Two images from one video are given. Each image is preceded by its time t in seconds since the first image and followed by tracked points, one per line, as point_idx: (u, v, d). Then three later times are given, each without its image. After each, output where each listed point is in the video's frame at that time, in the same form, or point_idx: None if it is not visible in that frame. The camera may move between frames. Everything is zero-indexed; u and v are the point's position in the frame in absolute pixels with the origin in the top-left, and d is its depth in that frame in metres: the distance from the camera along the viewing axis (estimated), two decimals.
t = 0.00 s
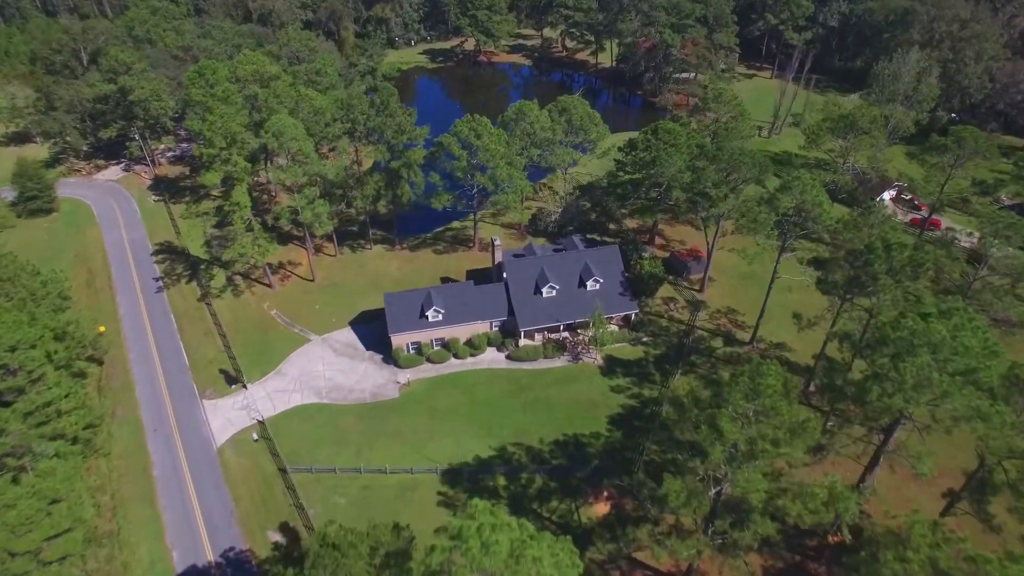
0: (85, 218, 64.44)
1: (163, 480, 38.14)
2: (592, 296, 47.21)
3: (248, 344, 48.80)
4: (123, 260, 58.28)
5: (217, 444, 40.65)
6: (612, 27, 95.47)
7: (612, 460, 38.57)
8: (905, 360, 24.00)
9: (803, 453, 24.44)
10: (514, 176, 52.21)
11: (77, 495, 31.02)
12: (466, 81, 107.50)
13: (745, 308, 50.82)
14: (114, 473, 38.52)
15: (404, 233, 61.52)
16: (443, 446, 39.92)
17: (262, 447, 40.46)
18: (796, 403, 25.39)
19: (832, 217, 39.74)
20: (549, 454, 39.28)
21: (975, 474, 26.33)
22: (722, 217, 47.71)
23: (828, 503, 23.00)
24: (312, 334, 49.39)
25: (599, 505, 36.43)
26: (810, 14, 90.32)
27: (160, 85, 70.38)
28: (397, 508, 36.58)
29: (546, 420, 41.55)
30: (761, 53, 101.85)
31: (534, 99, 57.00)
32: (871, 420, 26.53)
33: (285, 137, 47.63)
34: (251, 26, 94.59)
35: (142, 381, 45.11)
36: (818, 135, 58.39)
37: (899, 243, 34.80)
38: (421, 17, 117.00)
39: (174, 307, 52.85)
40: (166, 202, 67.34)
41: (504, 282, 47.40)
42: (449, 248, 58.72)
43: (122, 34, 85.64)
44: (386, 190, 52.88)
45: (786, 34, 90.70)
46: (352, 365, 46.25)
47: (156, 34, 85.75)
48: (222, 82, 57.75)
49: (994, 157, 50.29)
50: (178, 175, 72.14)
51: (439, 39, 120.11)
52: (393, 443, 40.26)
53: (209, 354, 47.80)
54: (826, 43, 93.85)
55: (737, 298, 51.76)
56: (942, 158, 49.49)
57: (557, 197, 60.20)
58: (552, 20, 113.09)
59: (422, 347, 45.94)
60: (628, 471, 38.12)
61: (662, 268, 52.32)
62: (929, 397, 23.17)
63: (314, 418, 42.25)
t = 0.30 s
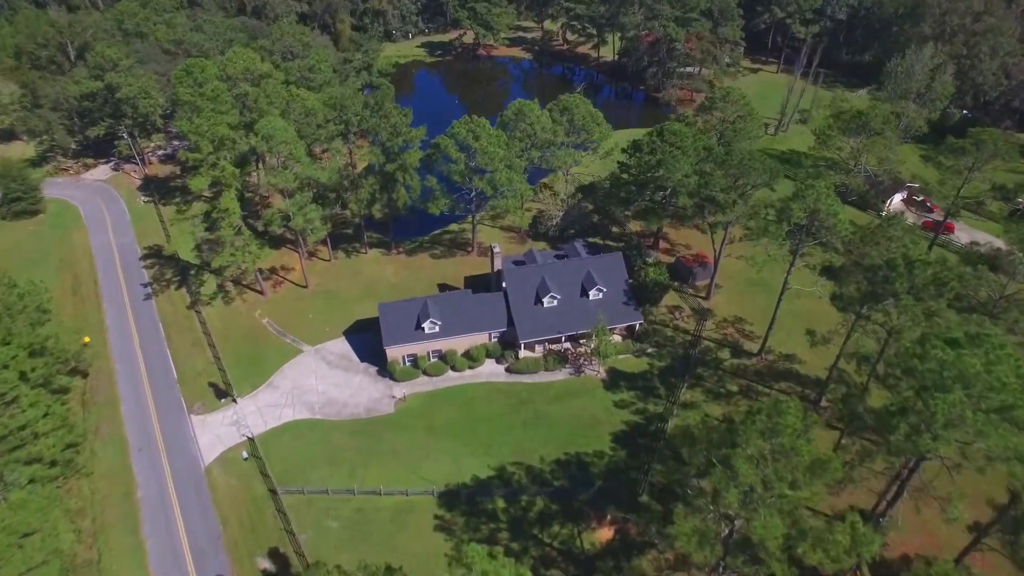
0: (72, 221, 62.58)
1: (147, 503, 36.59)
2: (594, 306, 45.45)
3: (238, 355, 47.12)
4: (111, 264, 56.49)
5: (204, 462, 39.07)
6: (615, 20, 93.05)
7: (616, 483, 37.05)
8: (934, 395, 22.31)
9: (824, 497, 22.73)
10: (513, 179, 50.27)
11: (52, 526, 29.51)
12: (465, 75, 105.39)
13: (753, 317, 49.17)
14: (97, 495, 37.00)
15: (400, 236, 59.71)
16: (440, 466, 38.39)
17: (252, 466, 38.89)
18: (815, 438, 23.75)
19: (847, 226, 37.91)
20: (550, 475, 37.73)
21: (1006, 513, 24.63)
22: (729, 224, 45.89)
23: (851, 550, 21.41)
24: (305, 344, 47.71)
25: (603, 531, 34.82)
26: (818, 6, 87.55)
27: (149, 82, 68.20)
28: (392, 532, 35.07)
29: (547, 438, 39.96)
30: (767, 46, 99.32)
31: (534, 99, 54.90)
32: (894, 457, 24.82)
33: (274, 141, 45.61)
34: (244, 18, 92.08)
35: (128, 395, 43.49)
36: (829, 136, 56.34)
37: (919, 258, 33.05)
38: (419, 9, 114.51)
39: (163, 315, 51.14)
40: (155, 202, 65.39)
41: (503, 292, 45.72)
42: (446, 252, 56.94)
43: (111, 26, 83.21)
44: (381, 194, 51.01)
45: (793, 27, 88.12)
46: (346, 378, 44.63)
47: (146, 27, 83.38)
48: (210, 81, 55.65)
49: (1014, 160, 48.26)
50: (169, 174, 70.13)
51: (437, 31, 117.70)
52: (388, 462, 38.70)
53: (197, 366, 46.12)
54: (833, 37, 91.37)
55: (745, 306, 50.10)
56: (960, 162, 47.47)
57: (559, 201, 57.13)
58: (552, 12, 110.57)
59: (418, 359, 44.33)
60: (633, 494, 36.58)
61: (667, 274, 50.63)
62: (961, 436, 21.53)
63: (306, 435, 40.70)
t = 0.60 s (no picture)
0: (58, 223, 60.63)
1: (130, 528, 34.97)
2: (597, 318, 43.74)
3: (227, 367, 45.38)
4: (98, 269, 54.64)
5: (190, 483, 37.43)
6: (617, 14, 91.26)
7: (620, 507, 35.48)
8: (969, 439, 20.60)
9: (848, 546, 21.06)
10: (513, 184, 48.36)
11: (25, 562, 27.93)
12: (463, 69, 103.00)
13: (761, 327, 47.47)
14: (78, 519, 35.41)
15: (396, 240, 57.88)
16: (437, 487, 36.80)
17: (241, 487, 37.26)
18: (836, 481, 22.14)
19: (864, 238, 36.03)
20: (551, 498, 36.17)
21: None
22: (739, 232, 43.91)
23: None
24: (297, 356, 45.96)
25: (606, 560, 33.26)
26: None
27: (137, 79, 66.05)
28: (387, 560, 33.54)
29: (549, 458, 38.35)
30: (773, 40, 96.99)
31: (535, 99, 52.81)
32: (921, 498, 23.17)
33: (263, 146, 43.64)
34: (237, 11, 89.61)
35: (113, 411, 41.76)
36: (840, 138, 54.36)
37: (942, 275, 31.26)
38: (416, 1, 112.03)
39: (150, 323, 49.36)
40: (144, 204, 63.41)
41: (502, 303, 44.05)
42: (444, 257, 55.12)
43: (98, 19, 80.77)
44: (376, 200, 49.18)
45: (800, 21, 85.55)
46: (339, 393, 42.97)
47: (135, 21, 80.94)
48: (199, 80, 53.53)
49: None
50: (159, 174, 68.09)
51: (436, 24, 115.25)
52: (383, 484, 37.08)
53: (185, 378, 44.39)
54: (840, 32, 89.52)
55: (753, 315, 48.32)
56: (978, 166, 45.54)
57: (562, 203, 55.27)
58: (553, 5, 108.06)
59: (414, 373, 42.67)
60: (638, 518, 35.01)
61: (672, 282, 48.87)
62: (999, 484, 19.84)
63: (297, 454, 39.06)
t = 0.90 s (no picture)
0: (43, 227, 58.69)
1: (111, 557, 33.37)
2: (601, 332, 42.07)
3: (216, 381, 43.65)
4: (83, 277, 52.80)
5: (175, 508, 35.82)
6: (621, 7, 88.91)
7: (625, 536, 33.90)
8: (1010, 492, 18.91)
9: None
10: (513, 191, 46.45)
11: None
12: (462, 63, 100.69)
13: (770, 339, 45.78)
14: (57, 547, 33.83)
15: (392, 245, 56.15)
16: (434, 513, 35.22)
17: (228, 512, 35.65)
18: (862, 534, 20.43)
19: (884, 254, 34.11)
20: (553, 525, 34.60)
21: None
22: (748, 243, 42.00)
23: None
24: (289, 370, 44.30)
25: None
26: None
27: (124, 77, 63.83)
28: None
29: (550, 481, 36.77)
30: (779, 35, 94.75)
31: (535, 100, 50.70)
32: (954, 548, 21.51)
33: (251, 153, 41.62)
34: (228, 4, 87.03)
35: (96, 429, 40.08)
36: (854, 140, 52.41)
37: (969, 297, 29.46)
38: None
39: (137, 334, 47.59)
40: (132, 207, 61.39)
41: (502, 316, 42.30)
42: (441, 263, 53.26)
43: (85, 13, 78.22)
44: (370, 206, 47.29)
45: (808, 15, 83.41)
46: (332, 410, 41.32)
47: (122, 15, 78.37)
48: (186, 80, 51.39)
49: None
50: (147, 174, 65.98)
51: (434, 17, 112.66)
52: (377, 510, 35.52)
53: (172, 394, 42.68)
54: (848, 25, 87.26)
55: (761, 327, 46.65)
56: (999, 171, 43.60)
57: (563, 207, 53.49)
58: None
59: (410, 391, 41.06)
60: (644, 547, 33.45)
61: (677, 292, 47.18)
62: None
63: (288, 476, 37.44)
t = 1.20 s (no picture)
0: (27, 232, 56.64)
1: None
2: (605, 347, 40.36)
3: (204, 398, 41.90)
4: (68, 285, 50.90)
5: (159, 536, 34.18)
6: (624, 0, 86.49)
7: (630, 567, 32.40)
8: None
9: None
10: (513, 198, 44.54)
11: None
12: (460, 57, 98.35)
13: (780, 353, 44.09)
14: None
15: (388, 251, 54.34)
16: (430, 543, 33.64)
17: (215, 541, 34.05)
18: None
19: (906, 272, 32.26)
20: (555, 555, 33.04)
21: None
22: (759, 255, 40.17)
23: None
24: (280, 386, 42.62)
25: None
26: None
27: (110, 75, 61.52)
28: None
29: (552, 507, 35.14)
30: (786, 29, 92.43)
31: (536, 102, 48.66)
32: None
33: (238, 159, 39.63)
34: None
35: (77, 450, 38.35)
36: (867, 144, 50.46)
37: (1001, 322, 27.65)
38: None
39: (122, 347, 45.73)
40: (119, 210, 59.40)
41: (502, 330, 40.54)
42: (439, 271, 51.46)
43: (72, 7, 75.80)
44: (364, 214, 45.47)
45: (817, 9, 81.10)
46: (325, 430, 39.68)
47: (110, 9, 75.96)
48: (172, 82, 49.20)
49: None
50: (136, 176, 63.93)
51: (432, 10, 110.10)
52: (371, 538, 33.95)
53: (158, 411, 40.89)
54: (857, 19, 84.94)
55: (770, 339, 44.94)
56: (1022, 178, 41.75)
57: (564, 213, 51.58)
58: None
59: (406, 410, 39.42)
60: None
61: (683, 303, 45.45)
62: None
63: (278, 501, 35.85)
